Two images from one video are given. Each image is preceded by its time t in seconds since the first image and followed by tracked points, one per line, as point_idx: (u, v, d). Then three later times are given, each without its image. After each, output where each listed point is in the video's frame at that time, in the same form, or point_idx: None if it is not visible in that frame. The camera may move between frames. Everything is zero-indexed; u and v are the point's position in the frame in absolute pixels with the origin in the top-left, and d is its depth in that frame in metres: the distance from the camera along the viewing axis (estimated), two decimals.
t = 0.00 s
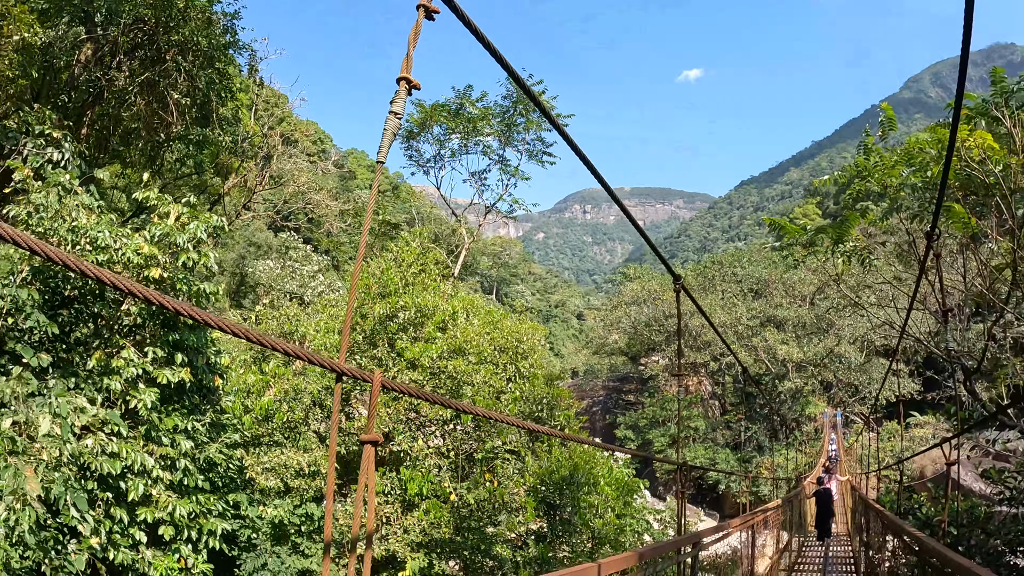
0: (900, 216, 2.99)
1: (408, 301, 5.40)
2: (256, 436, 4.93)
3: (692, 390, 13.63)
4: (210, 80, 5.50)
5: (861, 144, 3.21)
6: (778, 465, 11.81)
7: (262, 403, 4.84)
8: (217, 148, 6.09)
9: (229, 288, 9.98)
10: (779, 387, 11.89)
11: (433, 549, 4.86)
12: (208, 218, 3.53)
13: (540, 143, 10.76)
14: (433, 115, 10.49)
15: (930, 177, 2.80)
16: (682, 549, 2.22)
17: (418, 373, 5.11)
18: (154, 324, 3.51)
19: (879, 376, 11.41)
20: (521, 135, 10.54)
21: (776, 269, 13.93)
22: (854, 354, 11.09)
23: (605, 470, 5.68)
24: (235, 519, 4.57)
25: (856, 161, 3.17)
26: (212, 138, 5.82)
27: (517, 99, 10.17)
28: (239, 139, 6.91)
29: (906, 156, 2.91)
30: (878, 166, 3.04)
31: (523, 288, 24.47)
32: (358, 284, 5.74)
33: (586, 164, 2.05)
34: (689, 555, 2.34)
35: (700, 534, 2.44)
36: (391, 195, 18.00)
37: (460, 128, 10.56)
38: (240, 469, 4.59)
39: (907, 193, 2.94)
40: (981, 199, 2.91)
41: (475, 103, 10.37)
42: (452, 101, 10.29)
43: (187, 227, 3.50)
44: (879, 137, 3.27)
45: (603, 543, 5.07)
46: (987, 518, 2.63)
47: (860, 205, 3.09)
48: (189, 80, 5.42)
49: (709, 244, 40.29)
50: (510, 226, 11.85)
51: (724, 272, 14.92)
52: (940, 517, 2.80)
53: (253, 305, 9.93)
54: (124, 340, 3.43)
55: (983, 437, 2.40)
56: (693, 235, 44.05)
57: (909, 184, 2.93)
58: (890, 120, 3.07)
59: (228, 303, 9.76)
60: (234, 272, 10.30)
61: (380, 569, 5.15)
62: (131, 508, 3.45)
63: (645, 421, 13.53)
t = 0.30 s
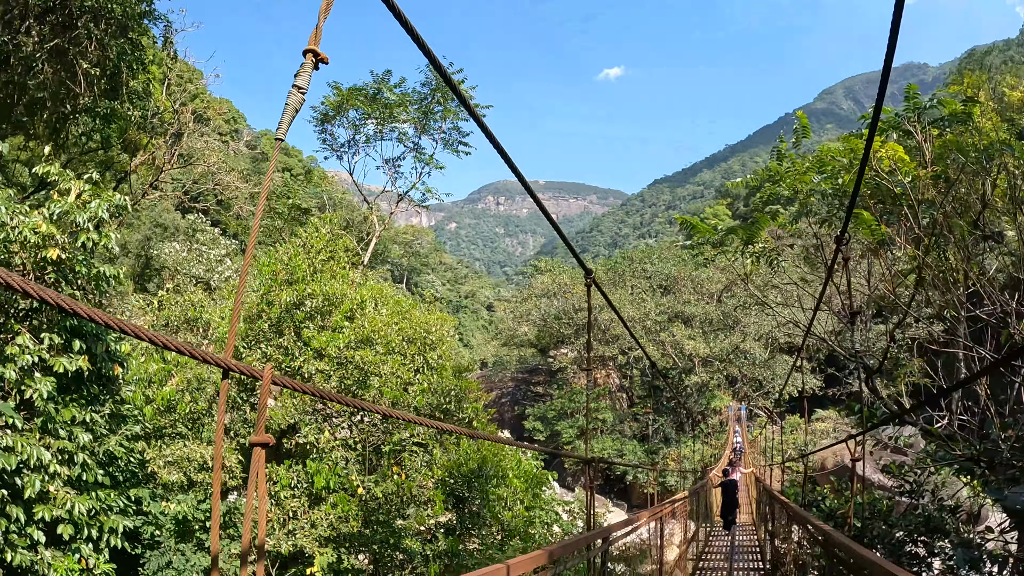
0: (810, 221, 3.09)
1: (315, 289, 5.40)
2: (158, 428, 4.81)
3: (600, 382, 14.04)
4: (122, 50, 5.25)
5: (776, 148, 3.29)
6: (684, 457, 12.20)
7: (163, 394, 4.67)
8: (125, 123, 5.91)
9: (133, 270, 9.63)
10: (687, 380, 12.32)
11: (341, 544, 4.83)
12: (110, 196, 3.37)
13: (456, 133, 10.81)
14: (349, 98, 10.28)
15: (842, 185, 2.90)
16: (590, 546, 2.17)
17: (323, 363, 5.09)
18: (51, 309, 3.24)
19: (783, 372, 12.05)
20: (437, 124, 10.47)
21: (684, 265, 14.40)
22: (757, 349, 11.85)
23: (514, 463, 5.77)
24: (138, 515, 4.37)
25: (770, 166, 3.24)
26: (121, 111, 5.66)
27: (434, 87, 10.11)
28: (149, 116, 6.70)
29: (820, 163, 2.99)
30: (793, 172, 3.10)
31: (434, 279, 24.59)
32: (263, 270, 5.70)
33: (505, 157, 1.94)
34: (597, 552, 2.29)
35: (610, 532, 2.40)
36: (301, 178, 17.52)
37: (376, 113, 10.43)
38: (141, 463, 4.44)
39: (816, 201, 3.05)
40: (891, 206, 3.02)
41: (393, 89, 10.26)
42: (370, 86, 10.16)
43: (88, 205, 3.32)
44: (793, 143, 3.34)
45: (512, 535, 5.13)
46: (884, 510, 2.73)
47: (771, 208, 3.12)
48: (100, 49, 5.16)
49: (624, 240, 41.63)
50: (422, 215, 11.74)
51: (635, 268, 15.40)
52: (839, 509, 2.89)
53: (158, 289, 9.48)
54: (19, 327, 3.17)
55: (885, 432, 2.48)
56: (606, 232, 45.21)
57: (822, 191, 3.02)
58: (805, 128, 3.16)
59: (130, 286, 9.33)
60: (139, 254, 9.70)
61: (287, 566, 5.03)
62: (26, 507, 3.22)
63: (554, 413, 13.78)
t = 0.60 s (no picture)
0: (718, 225, 3.43)
1: (219, 276, 5.51)
2: (50, 421, 4.54)
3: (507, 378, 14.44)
4: (32, 14, 4.93)
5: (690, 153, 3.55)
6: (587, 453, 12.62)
7: (57, 383, 4.44)
8: (28, 90, 5.69)
9: (29, 251, 9.38)
10: (591, 378, 13.16)
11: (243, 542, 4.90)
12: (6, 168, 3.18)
13: (370, 121, 10.95)
14: (262, 79, 10.19)
15: (752, 194, 3.16)
16: (498, 548, 2.08)
17: (225, 354, 5.24)
18: None
19: (684, 370, 13.30)
20: (352, 109, 10.62)
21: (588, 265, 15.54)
22: (660, 348, 12.93)
23: (418, 460, 5.85)
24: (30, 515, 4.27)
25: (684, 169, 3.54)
26: (24, 78, 5.34)
27: (350, 73, 10.23)
28: (54, 86, 6.45)
29: (730, 171, 3.31)
30: (704, 177, 3.41)
31: (339, 269, 24.72)
32: (164, 255, 5.76)
33: (424, 149, 1.78)
34: (505, 554, 2.21)
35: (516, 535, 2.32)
36: (210, 158, 16.84)
37: (289, 96, 10.39)
38: (31, 458, 4.27)
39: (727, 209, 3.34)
40: (803, 215, 3.13)
41: (307, 72, 10.23)
42: (284, 68, 10.06)
43: None
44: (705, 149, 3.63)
45: (417, 532, 5.42)
46: (785, 508, 2.78)
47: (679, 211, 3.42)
48: (8, 11, 4.89)
49: (528, 236, 42.91)
50: (331, 203, 12.11)
51: (541, 264, 16.54)
52: (745, 508, 2.94)
53: (54, 271, 9.26)
54: None
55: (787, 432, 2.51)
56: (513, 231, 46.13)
57: (731, 197, 3.33)
58: (718, 137, 3.48)
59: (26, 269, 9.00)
60: (36, 234, 9.56)
61: (188, 567, 4.90)
62: None
63: (457, 408, 14.08)
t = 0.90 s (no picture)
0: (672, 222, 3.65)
1: (166, 269, 5.79)
2: None
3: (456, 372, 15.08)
4: None
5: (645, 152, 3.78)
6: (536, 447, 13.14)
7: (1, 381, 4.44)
8: None
9: None
10: (541, 372, 13.65)
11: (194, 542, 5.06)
12: None
13: (322, 111, 11.08)
14: (214, 67, 10.11)
15: (706, 193, 3.37)
16: (452, 549, 2.01)
17: (173, 349, 5.48)
18: None
19: (633, 366, 13.88)
20: (305, 100, 10.73)
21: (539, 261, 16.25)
22: (611, 345, 13.52)
23: (371, 456, 6.11)
24: None
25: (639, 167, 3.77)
26: None
27: (305, 63, 10.30)
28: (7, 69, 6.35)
29: (686, 172, 3.48)
30: (658, 176, 3.59)
31: (290, 262, 24.96)
32: (111, 247, 5.92)
33: (381, 145, 1.75)
34: (459, 554, 2.15)
35: (468, 536, 2.23)
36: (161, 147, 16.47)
37: (242, 84, 10.38)
38: None
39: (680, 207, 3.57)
40: (756, 218, 3.21)
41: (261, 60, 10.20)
42: (237, 56, 9.99)
43: None
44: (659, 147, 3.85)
45: (369, 528, 5.62)
46: (738, 504, 2.81)
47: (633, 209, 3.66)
48: None
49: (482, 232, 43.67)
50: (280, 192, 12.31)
51: (493, 259, 17.26)
52: (700, 502, 2.99)
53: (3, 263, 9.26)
54: None
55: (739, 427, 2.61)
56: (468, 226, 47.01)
57: (684, 196, 3.50)
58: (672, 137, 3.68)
59: None
60: None
61: (138, 568, 4.94)
62: None
63: (407, 403, 14.38)
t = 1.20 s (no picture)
0: (655, 216, 3.71)
1: (151, 260, 5.76)
2: None
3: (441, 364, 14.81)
4: None
5: (630, 145, 3.83)
6: (520, 438, 13.24)
7: None
8: None
9: None
10: (525, 364, 13.70)
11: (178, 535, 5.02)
12: None
13: (308, 101, 10.99)
14: (199, 55, 9.92)
15: (691, 186, 3.44)
16: (441, 540, 2.04)
17: (157, 341, 5.42)
18: None
19: (616, 358, 13.89)
20: (290, 90, 10.61)
21: (524, 252, 16.31)
22: (594, 337, 13.58)
23: (355, 448, 6.10)
24: None
25: (624, 160, 3.82)
26: None
27: (291, 53, 10.17)
28: None
29: (670, 164, 3.54)
30: (644, 170, 3.67)
31: (273, 252, 24.77)
32: (94, 238, 5.88)
33: (370, 130, 1.74)
34: (447, 545, 2.17)
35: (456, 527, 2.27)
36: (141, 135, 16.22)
37: (227, 74, 10.23)
38: None
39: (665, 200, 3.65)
40: (742, 213, 3.26)
41: (247, 49, 10.05)
42: (223, 44, 9.82)
43: None
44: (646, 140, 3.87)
45: (355, 521, 5.68)
46: (722, 495, 2.86)
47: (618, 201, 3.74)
48: None
49: (466, 222, 43.65)
50: (264, 183, 12.21)
51: (476, 251, 17.29)
52: (684, 494, 3.05)
53: None
54: None
55: (721, 420, 2.67)
56: (452, 217, 46.92)
57: (670, 189, 3.57)
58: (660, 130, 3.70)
59: None
60: None
61: (123, 561, 4.89)
62: None
63: (391, 394, 14.38)
